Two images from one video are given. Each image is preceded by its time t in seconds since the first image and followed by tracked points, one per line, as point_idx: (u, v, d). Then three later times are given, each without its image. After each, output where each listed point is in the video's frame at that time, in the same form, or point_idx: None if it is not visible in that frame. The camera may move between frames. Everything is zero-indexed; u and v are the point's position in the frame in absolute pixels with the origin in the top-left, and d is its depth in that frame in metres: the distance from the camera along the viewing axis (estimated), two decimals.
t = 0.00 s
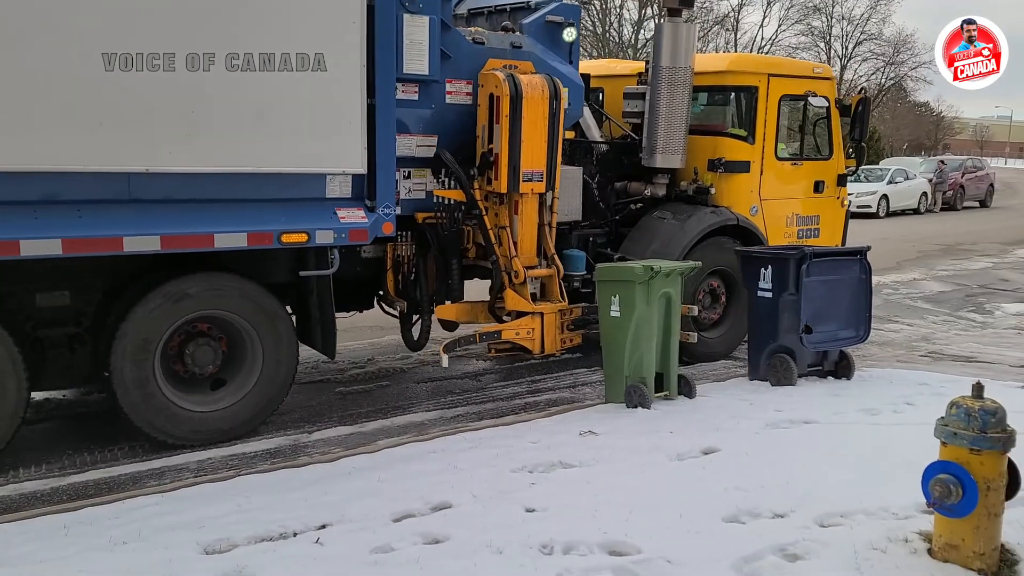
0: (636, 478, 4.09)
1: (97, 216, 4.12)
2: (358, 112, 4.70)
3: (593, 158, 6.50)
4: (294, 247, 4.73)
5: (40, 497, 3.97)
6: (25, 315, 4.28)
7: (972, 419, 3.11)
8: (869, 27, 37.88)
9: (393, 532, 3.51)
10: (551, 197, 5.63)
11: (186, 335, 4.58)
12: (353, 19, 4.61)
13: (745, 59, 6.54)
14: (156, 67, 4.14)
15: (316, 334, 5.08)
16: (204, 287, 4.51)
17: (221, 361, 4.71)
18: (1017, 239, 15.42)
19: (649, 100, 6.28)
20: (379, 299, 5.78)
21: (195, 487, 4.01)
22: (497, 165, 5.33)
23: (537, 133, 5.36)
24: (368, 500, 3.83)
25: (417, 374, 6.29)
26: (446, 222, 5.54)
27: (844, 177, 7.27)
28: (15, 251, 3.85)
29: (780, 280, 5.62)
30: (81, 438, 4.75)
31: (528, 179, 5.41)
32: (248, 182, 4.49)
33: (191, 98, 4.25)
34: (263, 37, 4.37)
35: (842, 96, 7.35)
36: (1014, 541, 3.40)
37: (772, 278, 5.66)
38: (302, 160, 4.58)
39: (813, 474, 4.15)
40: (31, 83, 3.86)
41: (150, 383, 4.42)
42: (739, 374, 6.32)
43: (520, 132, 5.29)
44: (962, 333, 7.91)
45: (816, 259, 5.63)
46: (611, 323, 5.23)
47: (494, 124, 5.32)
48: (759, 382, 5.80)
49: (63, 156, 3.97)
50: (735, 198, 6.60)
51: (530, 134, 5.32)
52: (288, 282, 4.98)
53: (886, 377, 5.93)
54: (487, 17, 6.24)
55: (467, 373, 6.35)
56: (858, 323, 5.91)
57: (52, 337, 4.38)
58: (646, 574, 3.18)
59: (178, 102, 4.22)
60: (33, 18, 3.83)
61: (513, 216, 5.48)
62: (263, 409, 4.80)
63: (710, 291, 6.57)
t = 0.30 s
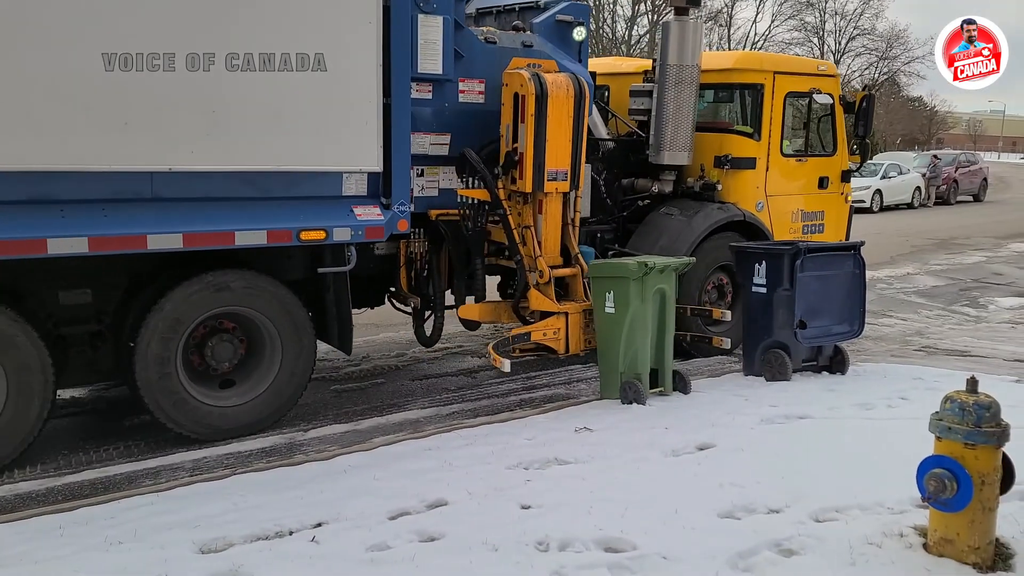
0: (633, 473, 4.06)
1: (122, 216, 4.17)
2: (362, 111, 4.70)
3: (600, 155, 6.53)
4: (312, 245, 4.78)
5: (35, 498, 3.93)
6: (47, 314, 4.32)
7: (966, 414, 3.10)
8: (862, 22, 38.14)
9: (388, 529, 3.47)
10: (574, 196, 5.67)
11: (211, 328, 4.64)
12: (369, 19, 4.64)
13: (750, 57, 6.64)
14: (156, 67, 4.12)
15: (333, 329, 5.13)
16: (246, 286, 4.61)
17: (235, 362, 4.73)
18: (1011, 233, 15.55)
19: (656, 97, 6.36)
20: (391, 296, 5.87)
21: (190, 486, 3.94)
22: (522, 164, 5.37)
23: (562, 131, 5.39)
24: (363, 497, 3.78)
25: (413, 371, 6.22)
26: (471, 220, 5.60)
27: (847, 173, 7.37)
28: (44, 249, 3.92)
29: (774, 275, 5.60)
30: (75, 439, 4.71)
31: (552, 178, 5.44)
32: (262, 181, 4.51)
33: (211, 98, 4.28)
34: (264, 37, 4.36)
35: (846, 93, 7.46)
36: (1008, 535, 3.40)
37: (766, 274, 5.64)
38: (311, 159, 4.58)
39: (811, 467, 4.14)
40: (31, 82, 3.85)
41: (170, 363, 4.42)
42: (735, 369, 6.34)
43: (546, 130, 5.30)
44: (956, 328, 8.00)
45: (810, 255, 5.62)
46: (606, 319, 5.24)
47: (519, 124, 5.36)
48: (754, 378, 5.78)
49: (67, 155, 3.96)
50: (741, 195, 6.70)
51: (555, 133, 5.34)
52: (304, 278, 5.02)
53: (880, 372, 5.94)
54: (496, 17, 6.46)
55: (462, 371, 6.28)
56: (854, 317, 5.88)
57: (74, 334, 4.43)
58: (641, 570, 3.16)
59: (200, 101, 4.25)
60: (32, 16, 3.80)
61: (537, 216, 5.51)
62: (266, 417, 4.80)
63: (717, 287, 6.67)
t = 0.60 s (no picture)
0: (625, 475, 4.09)
1: (135, 217, 4.20)
2: (365, 113, 4.72)
3: (600, 156, 6.61)
4: (320, 247, 4.79)
5: (27, 502, 3.90)
6: (59, 315, 4.34)
7: (958, 414, 3.13)
8: (854, 23, 38.40)
9: (381, 533, 3.49)
10: (581, 198, 5.66)
11: (224, 327, 4.68)
12: (377, 24, 4.67)
13: (750, 59, 6.73)
14: (156, 67, 4.10)
15: (339, 330, 5.16)
16: (268, 290, 4.66)
17: (239, 366, 4.76)
18: (1002, 233, 15.70)
19: (658, 99, 6.40)
20: (396, 297, 5.92)
21: (182, 490, 3.96)
22: (529, 167, 5.41)
23: (569, 135, 5.41)
24: (357, 501, 3.80)
25: (407, 373, 6.22)
26: (477, 223, 5.70)
27: (846, 174, 7.46)
28: (57, 252, 3.93)
29: (767, 276, 5.62)
30: (68, 442, 4.66)
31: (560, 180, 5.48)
32: (269, 184, 4.53)
33: (216, 101, 4.28)
34: (264, 37, 4.35)
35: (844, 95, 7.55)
36: (1000, 534, 3.43)
37: (759, 275, 5.65)
38: (314, 162, 4.59)
39: (805, 467, 4.18)
40: (29, 83, 3.82)
41: (180, 354, 4.43)
42: (728, 370, 6.39)
43: (553, 133, 5.34)
44: (949, 328, 8.09)
45: (802, 255, 5.66)
46: (600, 321, 5.27)
47: (526, 126, 5.41)
48: (746, 379, 5.81)
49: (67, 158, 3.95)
50: (741, 196, 6.77)
51: (562, 135, 5.37)
52: (311, 280, 5.05)
53: (873, 372, 5.98)
54: (498, 20, 6.54)
55: (456, 373, 6.28)
56: (845, 317, 5.95)
57: (85, 336, 4.45)
58: (634, 572, 3.19)
59: (205, 102, 4.24)
60: (30, 18, 3.77)
61: (544, 218, 5.53)
62: (262, 424, 4.78)
63: (717, 287, 6.74)
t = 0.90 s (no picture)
0: (622, 480, 4.08)
1: (132, 221, 4.19)
2: (365, 118, 4.73)
3: (599, 161, 6.64)
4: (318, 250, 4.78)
5: (22, 507, 3.89)
6: (56, 320, 4.33)
7: (956, 418, 3.13)
8: (851, 28, 38.53)
9: (378, 537, 3.48)
10: (579, 202, 5.66)
11: (223, 331, 4.67)
12: (375, 28, 4.67)
13: (748, 64, 6.73)
14: (156, 67, 4.11)
15: (337, 334, 5.15)
16: (267, 295, 4.65)
17: (237, 371, 4.75)
18: (1000, 237, 15.73)
19: (656, 103, 6.42)
20: (393, 301, 5.92)
21: (179, 494, 3.95)
22: (527, 171, 5.43)
23: (567, 138, 5.40)
24: (354, 505, 3.80)
25: (405, 378, 6.21)
26: (475, 226, 5.71)
27: (843, 177, 7.47)
28: (54, 257, 3.92)
29: (765, 280, 5.62)
30: (64, 447, 4.65)
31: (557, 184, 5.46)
32: (268, 188, 4.54)
33: (216, 105, 4.28)
34: (263, 37, 4.35)
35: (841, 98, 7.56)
36: (999, 539, 3.42)
37: (757, 279, 5.65)
38: (314, 166, 4.60)
39: (803, 471, 4.18)
40: (28, 86, 3.82)
41: (178, 357, 4.42)
42: (726, 374, 6.39)
43: (551, 137, 5.33)
44: (947, 332, 8.10)
45: (800, 260, 5.65)
46: (599, 328, 5.23)
47: (524, 130, 5.43)
48: (745, 383, 5.81)
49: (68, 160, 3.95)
50: (740, 199, 6.77)
51: (560, 139, 5.37)
52: (308, 283, 5.04)
53: (871, 376, 5.98)
54: (496, 24, 6.57)
55: (454, 377, 6.27)
56: (844, 321, 5.95)
57: (83, 340, 4.44)
58: None
59: (206, 105, 4.25)
60: (26, 22, 3.77)
61: (541, 222, 5.55)
62: (259, 428, 4.77)
63: (716, 290, 6.76)
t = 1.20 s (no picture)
0: (622, 490, 4.06)
1: (132, 232, 4.19)
2: (365, 128, 4.74)
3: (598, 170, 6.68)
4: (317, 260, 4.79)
5: (22, 519, 3.88)
6: (55, 330, 4.32)
7: (958, 428, 3.13)
8: (849, 37, 38.69)
9: (379, 548, 3.47)
10: (578, 210, 5.66)
11: (222, 341, 4.67)
12: (375, 38, 4.69)
13: (747, 73, 6.75)
14: (157, 67, 4.11)
15: (336, 343, 5.15)
16: (267, 305, 4.65)
17: (236, 381, 4.74)
18: (999, 245, 15.76)
19: (654, 112, 6.43)
20: (392, 310, 5.92)
21: (178, 505, 3.94)
22: (526, 180, 5.43)
23: (565, 147, 5.42)
24: (354, 516, 3.79)
25: (405, 387, 6.19)
26: (474, 235, 5.69)
27: (842, 186, 7.49)
28: (54, 268, 3.92)
29: (765, 288, 5.64)
30: (64, 458, 4.64)
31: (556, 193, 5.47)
32: (268, 198, 4.54)
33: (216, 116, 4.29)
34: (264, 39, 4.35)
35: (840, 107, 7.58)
36: (1001, 549, 3.41)
37: (757, 287, 5.67)
38: (313, 176, 4.61)
39: (803, 481, 4.18)
40: (29, 98, 3.83)
41: (178, 367, 4.41)
42: (726, 383, 6.38)
43: (550, 146, 5.35)
44: (947, 340, 8.10)
45: (800, 268, 5.65)
46: (584, 343, 5.27)
47: (523, 139, 5.44)
48: (745, 392, 5.81)
49: (71, 170, 3.97)
50: (739, 208, 6.80)
51: (558, 148, 5.38)
52: (308, 293, 5.05)
53: (871, 385, 5.98)
54: (494, 34, 6.57)
55: (454, 386, 6.26)
56: (844, 330, 5.94)
57: (83, 350, 4.44)
58: None
59: (210, 117, 4.27)
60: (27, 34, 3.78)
61: (540, 230, 5.55)
62: (259, 439, 4.76)
63: (715, 299, 6.78)
